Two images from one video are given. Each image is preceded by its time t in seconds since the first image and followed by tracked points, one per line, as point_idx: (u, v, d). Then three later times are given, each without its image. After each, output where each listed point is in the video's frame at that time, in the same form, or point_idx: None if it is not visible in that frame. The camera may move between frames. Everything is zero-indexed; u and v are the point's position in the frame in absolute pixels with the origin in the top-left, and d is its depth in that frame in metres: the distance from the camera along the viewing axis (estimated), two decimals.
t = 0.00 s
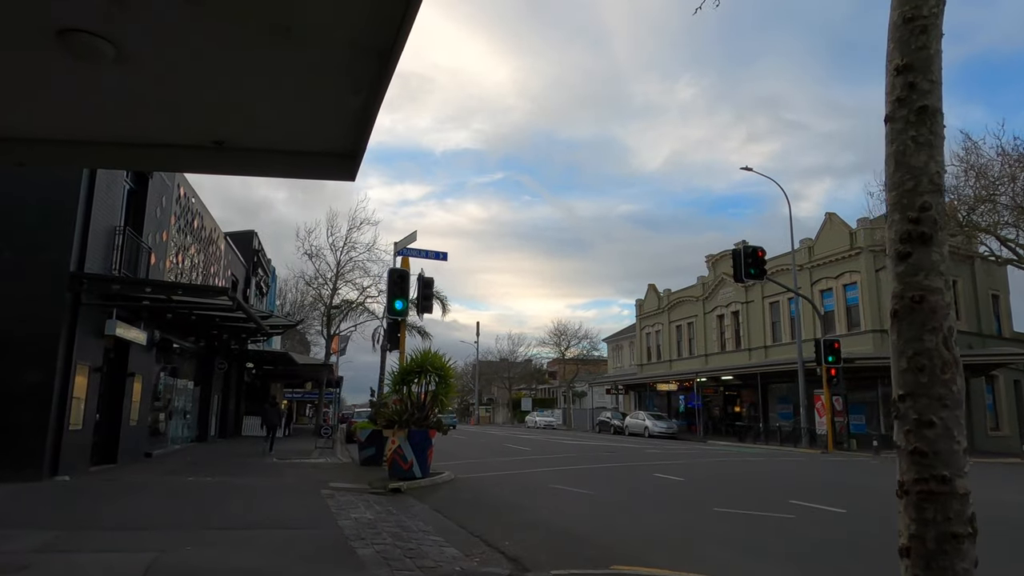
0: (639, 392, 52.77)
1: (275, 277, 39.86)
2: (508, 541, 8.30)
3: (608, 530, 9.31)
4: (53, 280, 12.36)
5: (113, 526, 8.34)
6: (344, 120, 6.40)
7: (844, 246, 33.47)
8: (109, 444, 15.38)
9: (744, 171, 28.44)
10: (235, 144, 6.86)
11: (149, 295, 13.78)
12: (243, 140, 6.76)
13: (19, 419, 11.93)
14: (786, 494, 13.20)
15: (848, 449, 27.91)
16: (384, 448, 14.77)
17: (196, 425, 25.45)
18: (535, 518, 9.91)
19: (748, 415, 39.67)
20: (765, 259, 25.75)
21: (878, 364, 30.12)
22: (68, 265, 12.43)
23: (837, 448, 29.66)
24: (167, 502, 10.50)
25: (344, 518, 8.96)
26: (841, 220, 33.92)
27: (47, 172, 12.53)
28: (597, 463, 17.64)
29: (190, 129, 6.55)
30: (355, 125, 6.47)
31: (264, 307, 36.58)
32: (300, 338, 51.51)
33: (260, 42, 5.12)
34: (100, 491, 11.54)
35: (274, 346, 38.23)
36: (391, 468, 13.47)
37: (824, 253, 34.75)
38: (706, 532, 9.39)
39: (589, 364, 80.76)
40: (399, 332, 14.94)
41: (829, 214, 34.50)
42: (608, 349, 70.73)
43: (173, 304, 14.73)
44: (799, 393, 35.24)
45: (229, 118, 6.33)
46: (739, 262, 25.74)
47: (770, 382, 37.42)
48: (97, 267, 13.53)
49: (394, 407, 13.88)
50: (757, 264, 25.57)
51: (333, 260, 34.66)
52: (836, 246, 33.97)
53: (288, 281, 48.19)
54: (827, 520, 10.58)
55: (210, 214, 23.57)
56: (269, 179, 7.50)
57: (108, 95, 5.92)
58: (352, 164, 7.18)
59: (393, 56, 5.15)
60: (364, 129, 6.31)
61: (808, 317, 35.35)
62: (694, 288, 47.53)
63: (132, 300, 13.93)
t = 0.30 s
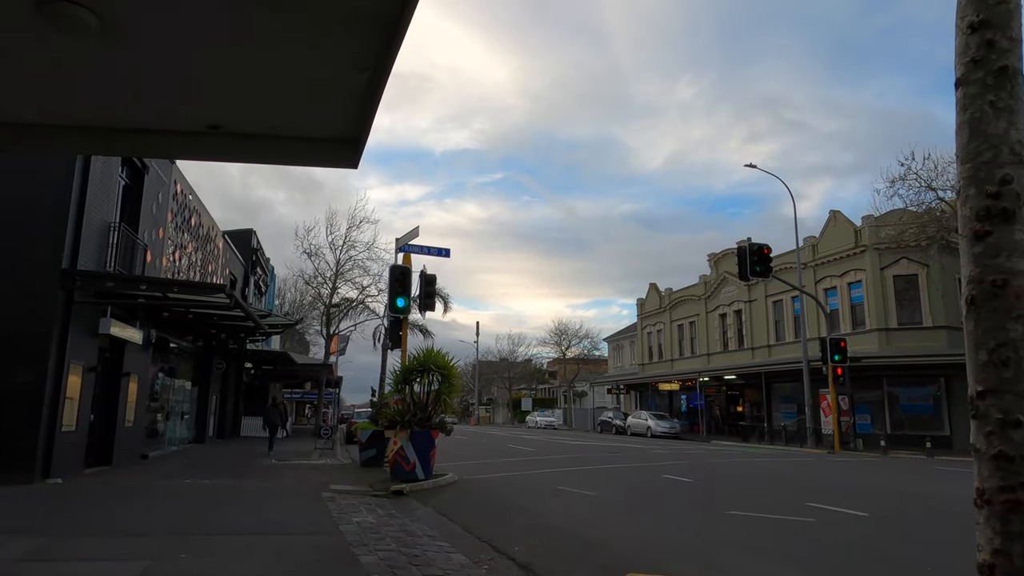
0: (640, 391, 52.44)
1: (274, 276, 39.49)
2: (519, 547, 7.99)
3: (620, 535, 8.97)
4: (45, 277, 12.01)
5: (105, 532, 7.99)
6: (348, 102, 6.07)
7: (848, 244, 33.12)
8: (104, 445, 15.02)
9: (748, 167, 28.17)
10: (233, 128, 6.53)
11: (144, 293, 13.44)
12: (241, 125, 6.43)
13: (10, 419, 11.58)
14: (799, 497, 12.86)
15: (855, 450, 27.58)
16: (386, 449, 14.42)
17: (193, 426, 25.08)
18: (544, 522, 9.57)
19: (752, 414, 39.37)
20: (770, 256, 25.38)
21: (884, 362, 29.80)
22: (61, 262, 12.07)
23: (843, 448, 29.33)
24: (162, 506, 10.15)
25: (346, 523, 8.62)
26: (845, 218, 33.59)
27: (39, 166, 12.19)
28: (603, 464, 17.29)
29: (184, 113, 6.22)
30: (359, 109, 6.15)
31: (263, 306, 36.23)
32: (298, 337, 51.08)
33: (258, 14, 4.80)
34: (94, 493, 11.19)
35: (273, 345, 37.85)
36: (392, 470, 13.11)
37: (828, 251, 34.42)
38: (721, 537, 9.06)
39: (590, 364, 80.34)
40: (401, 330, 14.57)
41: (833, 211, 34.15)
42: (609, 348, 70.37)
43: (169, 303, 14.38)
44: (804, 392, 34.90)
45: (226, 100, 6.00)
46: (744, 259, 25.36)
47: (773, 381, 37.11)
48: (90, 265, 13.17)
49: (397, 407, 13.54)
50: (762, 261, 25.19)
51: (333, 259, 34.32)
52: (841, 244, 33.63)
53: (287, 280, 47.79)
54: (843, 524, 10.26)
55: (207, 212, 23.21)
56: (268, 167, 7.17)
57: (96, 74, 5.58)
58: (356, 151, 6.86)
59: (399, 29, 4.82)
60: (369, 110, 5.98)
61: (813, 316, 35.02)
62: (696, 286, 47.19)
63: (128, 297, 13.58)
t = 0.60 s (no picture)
0: (640, 390, 52.09)
1: (271, 274, 39.07)
2: (527, 551, 7.63)
3: (630, 538, 8.62)
4: (33, 271, 11.64)
5: (91, 537, 7.62)
6: (347, 79, 5.69)
7: (851, 241, 32.79)
8: (95, 444, 14.62)
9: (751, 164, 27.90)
10: (225, 108, 6.17)
11: (136, 289, 13.07)
12: (233, 104, 6.07)
13: None
14: (810, 499, 12.53)
15: (859, 449, 27.24)
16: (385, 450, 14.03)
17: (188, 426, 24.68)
18: (550, 525, 9.20)
19: (753, 413, 39.11)
20: (774, 253, 25.06)
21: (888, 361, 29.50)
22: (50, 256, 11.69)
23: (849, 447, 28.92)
24: (154, 508, 9.77)
25: (344, 526, 8.25)
26: (848, 215, 33.28)
27: (27, 156, 11.81)
28: (607, 464, 16.93)
29: (172, 90, 5.86)
30: (358, 87, 5.79)
31: (259, 304, 35.83)
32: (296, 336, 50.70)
33: None
34: (83, 495, 10.81)
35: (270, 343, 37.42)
36: (392, 471, 12.74)
37: (830, 248, 34.11)
38: (734, 541, 8.74)
39: (589, 363, 79.88)
40: (400, 327, 14.19)
41: (836, 209, 33.83)
42: (608, 347, 69.99)
43: (162, 299, 14.01)
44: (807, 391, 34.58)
45: (217, 77, 5.63)
46: (748, 257, 25.04)
47: (775, 380, 36.79)
48: (81, 259, 12.80)
49: (397, 406, 13.17)
50: (765, 259, 24.87)
51: (330, 257, 33.91)
52: (843, 242, 33.31)
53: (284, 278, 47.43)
54: (860, 526, 9.92)
55: (203, 208, 22.82)
56: (263, 149, 6.82)
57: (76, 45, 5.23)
58: (356, 133, 6.51)
59: None
60: (370, 87, 5.61)
61: (815, 314, 34.72)
62: (697, 285, 46.87)
63: (120, 293, 13.21)
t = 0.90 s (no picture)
0: (641, 388, 51.74)
1: (269, 271, 38.69)
2: (538, 555, 7.30)
3: (644, 541, 8.29)
4: (24, 265, 11.27)
5: (80, 541, 7.24)
6: (350, 52, 5.33)
7: (855, 237, 32.48)
8: (89, 443, 14.24)
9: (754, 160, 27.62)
10: (220, 83, 5.81)
11: (130, 284, 12.70)
12: (229, 81, 5.73)
13: None
14: (825, 499, 12.21)
15: (865, 447, 26.93)
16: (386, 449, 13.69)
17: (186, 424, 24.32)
18: (560, 527, 8.85)
19: (755, 411, 38.81)
20: (780, 249, 24.72)
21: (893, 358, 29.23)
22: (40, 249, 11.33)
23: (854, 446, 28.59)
24: (148, 511, 9.40)
25: (347, 529, 7.91)
26: (852, 211, 32.97)
27: (15, 146, 11.43)
28: (613, 463, 16.59)
29: (163, 65, 5.50)
30: (362, 62, 5.44)
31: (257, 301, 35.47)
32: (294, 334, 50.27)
33: None
34: (76, 496, 10.45)
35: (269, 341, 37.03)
36: (394, 470, 12.42)
37: (834, 245, 33.80)
38: (751, 543, 8.41)
39: (588, 361, 79.51)
40: (402, 322, 13.84)
41: (840, 204, 33.51)
42: (608, 345, 69.65)
43: (157, 293, 13.65)
44: (810, 389, 34.26)
45: (211, 50, 5.28)
46: (753, 253, 24.71)
47: (778, 378, 36.47)
48: (73, 253, 12.43)
49: (399, 403, 12.84)
50: (770, 255, 24.54)
51: (329, 254, 33.52)
52: (847, 238, 33.00)
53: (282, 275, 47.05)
54: (879, 527, 9.59)
55: (200, 202, 22.43)
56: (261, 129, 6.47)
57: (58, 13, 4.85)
58: (359, 113, 6.17)
59: None
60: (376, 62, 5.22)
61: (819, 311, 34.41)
62: (698, 282, 46.55)
63: (114, 288, 12.86)
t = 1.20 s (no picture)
0: (642, 388, 51.38)
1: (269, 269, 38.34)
2: (552, 564, 6.96)
3: (659, 548, 7.96)
4: (15, 260, 10.92)
5: (70, 550, 6.89)
6: (357, 33, 5.01)
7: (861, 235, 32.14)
8: (84, 444, 13.90)
9: (761, 157, 27.32)
10: (218, 64, 5.50)
11: (126, 281, 12.37)
12: (228, 61, 5.41)
13: None
14: (840, 503, 11.87)
15: (872, 448, 26.56)
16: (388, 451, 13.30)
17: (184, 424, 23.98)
18: (571, 533, 8.50)
19: (758, 410, 38.57)
20: (787, 248, 24.38)
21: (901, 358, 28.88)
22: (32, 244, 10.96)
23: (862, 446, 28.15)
24: (143, 517, 9.04)
25: (350, 537, 7.55)
26: (858, 210, 32.63)
27: (8, 136, 11.09)
28: (621, 465, 16.23)
29: (158, 43, 5.18)
30: (370, 41, 5.11)
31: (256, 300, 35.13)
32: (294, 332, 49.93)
33: None
34: (69, 500, 10.10)
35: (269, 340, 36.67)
36: (398, 473, 12.08)
37: (840, 243, 33.45)
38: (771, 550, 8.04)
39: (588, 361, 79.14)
40: (406, 321, 13.48)
41: (845, 203, 33.17)
42: (609, 344, 69.30)
43: (154, 291, 13.33)
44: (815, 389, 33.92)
45: (209, 26, 4.94)
46: (760, 251, 24.36)
47: (782, 378, 36.14)
48: (68, 247, 12.08)
49: (403, 404, 12.50)
50: (777, 253, 24.20)
51: (330, 251, 33.17)
52: (853, 236, 32.66)
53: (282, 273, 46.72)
54: (901, 531, 9.26)
55: (199, 199, 22.07)
56: (258, 112, 6.13)
57: None
58: (366, 97, 5.85)
59: None
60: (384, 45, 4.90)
61: (824, 310, 34.07)
62: (700, 281, 46.20)
63: (110, 284, 12.51)
